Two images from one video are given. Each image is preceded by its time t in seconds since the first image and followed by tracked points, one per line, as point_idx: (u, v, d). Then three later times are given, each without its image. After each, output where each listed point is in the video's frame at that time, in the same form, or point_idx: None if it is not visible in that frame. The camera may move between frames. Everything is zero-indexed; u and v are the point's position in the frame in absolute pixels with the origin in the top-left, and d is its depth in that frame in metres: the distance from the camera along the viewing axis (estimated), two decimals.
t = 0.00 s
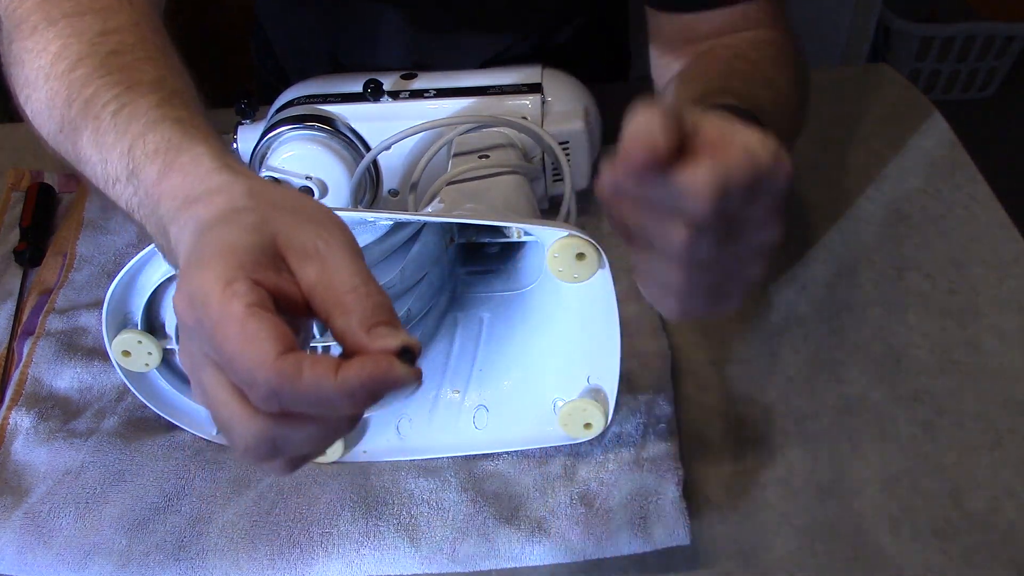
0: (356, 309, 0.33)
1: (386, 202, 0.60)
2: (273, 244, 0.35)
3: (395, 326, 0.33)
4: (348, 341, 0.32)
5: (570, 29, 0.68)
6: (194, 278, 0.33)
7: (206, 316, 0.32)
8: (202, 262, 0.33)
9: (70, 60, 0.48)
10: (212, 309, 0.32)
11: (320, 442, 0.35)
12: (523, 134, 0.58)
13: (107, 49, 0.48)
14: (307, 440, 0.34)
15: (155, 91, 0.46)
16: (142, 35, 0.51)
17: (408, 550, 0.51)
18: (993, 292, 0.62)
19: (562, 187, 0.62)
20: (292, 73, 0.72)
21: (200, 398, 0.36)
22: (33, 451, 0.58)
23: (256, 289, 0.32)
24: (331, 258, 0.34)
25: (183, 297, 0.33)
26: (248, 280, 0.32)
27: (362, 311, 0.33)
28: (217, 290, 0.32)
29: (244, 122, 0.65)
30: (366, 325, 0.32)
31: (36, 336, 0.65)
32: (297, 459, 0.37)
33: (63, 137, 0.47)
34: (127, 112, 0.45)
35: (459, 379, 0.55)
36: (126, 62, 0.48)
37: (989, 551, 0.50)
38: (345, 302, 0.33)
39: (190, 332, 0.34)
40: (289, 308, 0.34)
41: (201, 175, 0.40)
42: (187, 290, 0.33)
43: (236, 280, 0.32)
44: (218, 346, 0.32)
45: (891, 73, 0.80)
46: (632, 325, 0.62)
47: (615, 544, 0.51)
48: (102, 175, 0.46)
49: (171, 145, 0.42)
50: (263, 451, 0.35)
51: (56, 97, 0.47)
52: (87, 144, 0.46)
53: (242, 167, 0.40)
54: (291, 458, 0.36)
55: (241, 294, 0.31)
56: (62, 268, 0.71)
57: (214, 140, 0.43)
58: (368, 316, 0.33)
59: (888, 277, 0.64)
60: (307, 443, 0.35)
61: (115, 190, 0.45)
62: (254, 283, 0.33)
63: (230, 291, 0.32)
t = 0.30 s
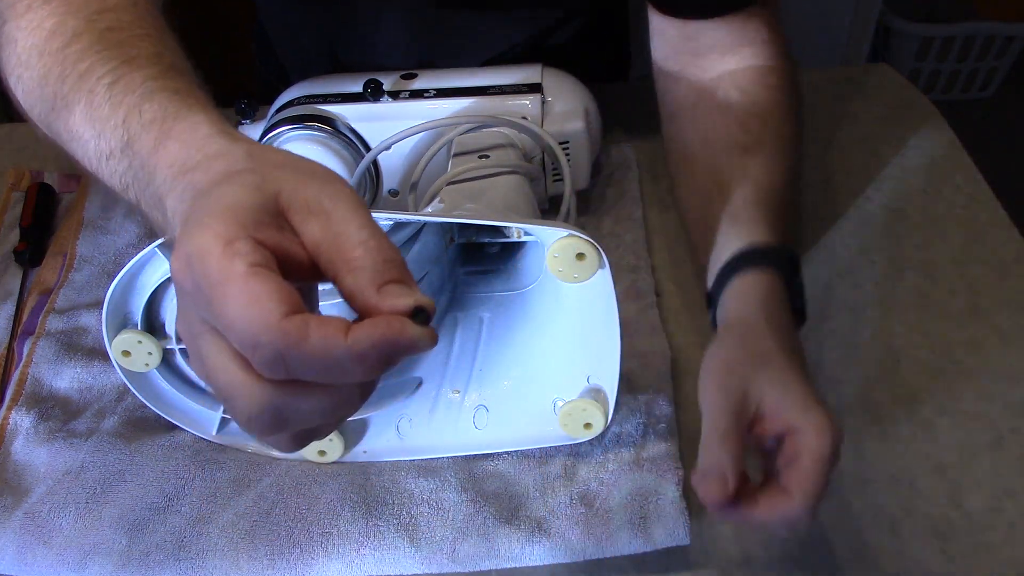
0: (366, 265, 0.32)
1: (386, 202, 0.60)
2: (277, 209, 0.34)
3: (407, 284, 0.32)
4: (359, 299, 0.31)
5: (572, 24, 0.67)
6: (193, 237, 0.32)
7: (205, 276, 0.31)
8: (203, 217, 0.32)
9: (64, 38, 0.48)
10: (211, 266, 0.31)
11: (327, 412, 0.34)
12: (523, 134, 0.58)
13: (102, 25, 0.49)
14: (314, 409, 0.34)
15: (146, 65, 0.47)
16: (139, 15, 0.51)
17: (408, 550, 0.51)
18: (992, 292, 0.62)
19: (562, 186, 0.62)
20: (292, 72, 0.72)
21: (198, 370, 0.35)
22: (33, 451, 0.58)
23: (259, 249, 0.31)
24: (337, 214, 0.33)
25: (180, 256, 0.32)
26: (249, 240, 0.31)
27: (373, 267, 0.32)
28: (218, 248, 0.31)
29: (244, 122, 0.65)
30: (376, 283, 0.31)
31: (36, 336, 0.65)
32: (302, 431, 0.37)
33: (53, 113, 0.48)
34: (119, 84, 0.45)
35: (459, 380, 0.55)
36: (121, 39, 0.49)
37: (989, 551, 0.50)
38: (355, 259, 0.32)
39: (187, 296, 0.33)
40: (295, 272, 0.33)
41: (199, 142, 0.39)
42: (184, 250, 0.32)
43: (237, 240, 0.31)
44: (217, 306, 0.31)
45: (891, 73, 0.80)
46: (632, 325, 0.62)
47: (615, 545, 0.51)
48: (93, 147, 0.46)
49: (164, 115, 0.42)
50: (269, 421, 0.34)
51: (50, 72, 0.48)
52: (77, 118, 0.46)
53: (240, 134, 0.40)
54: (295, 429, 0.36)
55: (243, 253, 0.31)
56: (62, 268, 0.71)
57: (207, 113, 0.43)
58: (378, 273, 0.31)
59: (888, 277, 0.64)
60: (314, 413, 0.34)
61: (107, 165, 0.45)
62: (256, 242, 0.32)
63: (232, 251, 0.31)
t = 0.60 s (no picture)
0: (344, 212, 0.30)
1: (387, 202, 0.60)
2: (232, 157, 0.33)
3: (393, 230, 0.30)
4: (341, 250, 0.30)
5: (575, 33, 0.68)
6: (135, 198, 0.30)
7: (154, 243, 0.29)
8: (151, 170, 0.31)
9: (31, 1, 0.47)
10: (159, 227, 0.29)
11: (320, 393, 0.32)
12: (523, 134, 0.58)
13: None
14: (304, 392, 0.32)
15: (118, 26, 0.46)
16: None
17: (408, 550, 0.51)
18: (993, 292, 0.62)
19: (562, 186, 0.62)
20: (292, 72, 0.72)
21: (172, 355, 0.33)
22: (33, 451, 0.58)
23: (211, 204, 0.30)
24: (307, 160, 0.32)
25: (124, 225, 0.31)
26: (198, 195, 0.30)
27: (351, 213, 0.30)
28: (164, 206, 0.29)
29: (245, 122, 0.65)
30: (359, 232, 0.30)
31: (36, 337, 0.65)
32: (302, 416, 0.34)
33: (8, 72, 0.46)
34: (78, 40, 0.44)
35: (459, 380, 0.55)
36: None
37: (989, 551, 0.49)
38: (331, 208, 0.30)
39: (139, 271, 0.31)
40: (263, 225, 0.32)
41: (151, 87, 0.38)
42: (126, 216, 0.30)
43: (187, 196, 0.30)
44: (170, 274, 0.29)
45: (891, 73, 0.80)
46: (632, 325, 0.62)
47: (615, 547, 0.50)
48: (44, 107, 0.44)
49: (124, 68, 0.41)
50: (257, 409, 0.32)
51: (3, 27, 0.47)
52: (32, 76, 0.45)
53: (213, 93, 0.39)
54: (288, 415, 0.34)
55: (194, 208, 0.29)
56: (62, 268, 0.71)
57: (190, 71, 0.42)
58: (360, 219, 0.30)
59: (889, 277, 0.64)
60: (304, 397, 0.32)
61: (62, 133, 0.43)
62: (208, 196, 0.30)
63: (180, 210, 0.29)
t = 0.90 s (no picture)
0: (356, 254, 0.30)
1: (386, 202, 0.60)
2: (251, 186, 0.33)
3: (403, 275, 0.30)
4: (350, 297, 0.29)
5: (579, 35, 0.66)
6: (148, 223, 0.30)
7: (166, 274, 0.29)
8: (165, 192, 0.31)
9: None
10: (172, 256, 0.29)
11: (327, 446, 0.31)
12: (523, 134, 0.58)
13: None
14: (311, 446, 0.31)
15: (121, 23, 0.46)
16: None
17: (407, 550, 0.51)
18: (993, 292, 0.62)
19: (562, 186, 0.62)
20: (292, 73, 0.72)
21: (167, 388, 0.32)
22: (32, 451, 0.58)
23: (226, 236, 0.29)
24: (322, 198, 0.32)
25: (134, 251, 0.30)
26: (215, 225, 0.30)
27: (362, 256, 0.30)
28: (178, 234, 0.29)
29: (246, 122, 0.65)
30: (370, 279, 0.29)
31: (36, 336, 0.65)
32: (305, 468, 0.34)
33: (4, 66, 0.46)
34: (79, 37, 0.44)
35: (459, 380, 0.55)
36: None
37: (989, 551, 0.49)
38: (344, 251, 0.30)
39: (145, 300, 0.31)
40: (276, 259, 0.32)
41: (162, 98, 0.38)
42: (137, 241, 0.30)
43: (200, 225, 0.29)
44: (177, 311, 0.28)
45: (891, 74, 0.80)
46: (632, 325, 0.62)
47: (615, 549, 0.50)
48: (42, 107, 0.44)
49: (129, 74, 0.41)
50: (256, 464, 0.31)
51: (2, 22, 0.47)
52: (28, 71, 0.45)
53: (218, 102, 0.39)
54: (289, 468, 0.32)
55: (206, 239, 0.29)
56: (62, 268, 0.71)
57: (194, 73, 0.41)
58: (372, 264, 0.30)
59: (888, 277, 0.64)
60: (311, 450, 0.31)
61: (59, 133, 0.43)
62: (224, 227, 0.30)
63: (196, 239, 0.29)
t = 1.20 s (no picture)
0: (362, 282, 0.30)
1: (385, 202, 0.61)
2: (257, 205, 0.33)
3: (409, 306, 0.30)
4: (355, 325, 0.29)
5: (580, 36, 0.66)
6: (151, 241, 0.30)
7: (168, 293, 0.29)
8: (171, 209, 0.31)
9: (35, 5, 0.48)
10: (175, 274, 0.29)
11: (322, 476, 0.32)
12: (523, 134, 0.58)
13: None
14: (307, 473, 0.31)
15: (126, 37, 0.46)
16: None
17: (408, 550, 0.51)
18: (993, 292, 0.62)
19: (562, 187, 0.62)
20: (292, 73, 0.72)
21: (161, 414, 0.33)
22: (33, 451, 0.58)
23: (230, 256, 0.29)
24: (329, 221, 0.32)
25: (137, 270, 0.30)
26: (219, 245, 0.29)
27: (370, 285, 0.30)
28: (182, 253, 0.29)
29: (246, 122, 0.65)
30: (376, 309, 0.29)
31: (36, 336, 0.65)
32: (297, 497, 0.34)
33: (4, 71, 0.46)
34: (82, 48, 0.44)
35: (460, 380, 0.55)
36: None
37: (989, 551, 0.50)
38: (351, 277, 0.30)
39: (145, 318, 0.31)
40: (278, 282, 0.32)
41: (164, 115, 0.38)
42: (140, 260, 0.30)
43: (205, 246, 0.29)
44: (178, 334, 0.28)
45: (892, 74, 0.80)
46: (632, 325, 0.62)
47: (615, 551, 0.50)
48: (41, 117, 0.44)
49: (134, 88, 0.41)
50: (252, 489, 0.32)
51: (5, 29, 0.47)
52: (28, 73, 0.45)
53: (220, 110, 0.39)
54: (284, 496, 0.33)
55: (209, 259, 0.29)
56: (62, 268, 0.71)
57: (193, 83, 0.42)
58: (379, 292, 0.30)
59: (889, 276, 0.64)
60: (306, 478, 0.32)
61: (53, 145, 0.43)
62: (228, 247, 0.30)
63: (201, 259, 0.29)
